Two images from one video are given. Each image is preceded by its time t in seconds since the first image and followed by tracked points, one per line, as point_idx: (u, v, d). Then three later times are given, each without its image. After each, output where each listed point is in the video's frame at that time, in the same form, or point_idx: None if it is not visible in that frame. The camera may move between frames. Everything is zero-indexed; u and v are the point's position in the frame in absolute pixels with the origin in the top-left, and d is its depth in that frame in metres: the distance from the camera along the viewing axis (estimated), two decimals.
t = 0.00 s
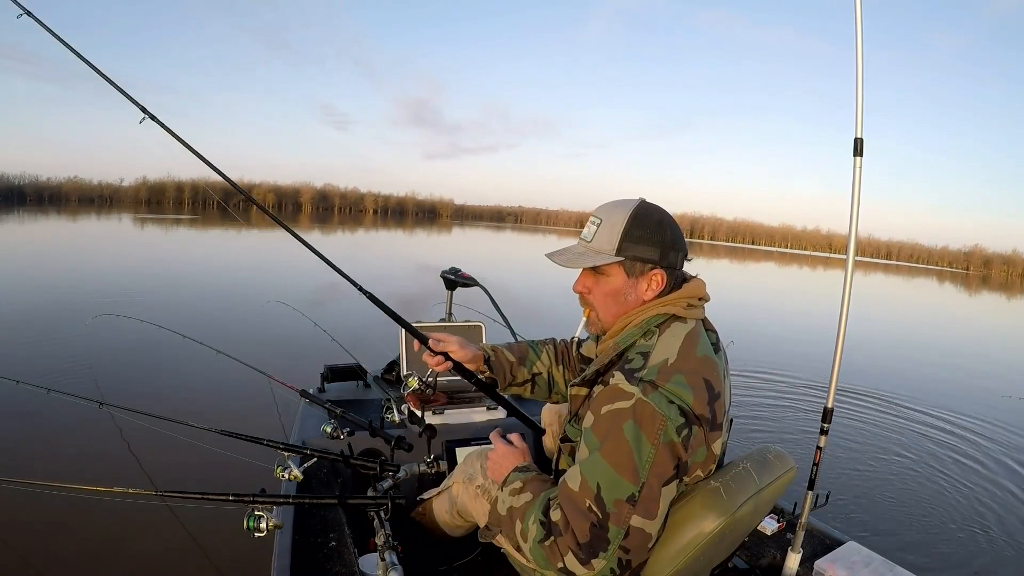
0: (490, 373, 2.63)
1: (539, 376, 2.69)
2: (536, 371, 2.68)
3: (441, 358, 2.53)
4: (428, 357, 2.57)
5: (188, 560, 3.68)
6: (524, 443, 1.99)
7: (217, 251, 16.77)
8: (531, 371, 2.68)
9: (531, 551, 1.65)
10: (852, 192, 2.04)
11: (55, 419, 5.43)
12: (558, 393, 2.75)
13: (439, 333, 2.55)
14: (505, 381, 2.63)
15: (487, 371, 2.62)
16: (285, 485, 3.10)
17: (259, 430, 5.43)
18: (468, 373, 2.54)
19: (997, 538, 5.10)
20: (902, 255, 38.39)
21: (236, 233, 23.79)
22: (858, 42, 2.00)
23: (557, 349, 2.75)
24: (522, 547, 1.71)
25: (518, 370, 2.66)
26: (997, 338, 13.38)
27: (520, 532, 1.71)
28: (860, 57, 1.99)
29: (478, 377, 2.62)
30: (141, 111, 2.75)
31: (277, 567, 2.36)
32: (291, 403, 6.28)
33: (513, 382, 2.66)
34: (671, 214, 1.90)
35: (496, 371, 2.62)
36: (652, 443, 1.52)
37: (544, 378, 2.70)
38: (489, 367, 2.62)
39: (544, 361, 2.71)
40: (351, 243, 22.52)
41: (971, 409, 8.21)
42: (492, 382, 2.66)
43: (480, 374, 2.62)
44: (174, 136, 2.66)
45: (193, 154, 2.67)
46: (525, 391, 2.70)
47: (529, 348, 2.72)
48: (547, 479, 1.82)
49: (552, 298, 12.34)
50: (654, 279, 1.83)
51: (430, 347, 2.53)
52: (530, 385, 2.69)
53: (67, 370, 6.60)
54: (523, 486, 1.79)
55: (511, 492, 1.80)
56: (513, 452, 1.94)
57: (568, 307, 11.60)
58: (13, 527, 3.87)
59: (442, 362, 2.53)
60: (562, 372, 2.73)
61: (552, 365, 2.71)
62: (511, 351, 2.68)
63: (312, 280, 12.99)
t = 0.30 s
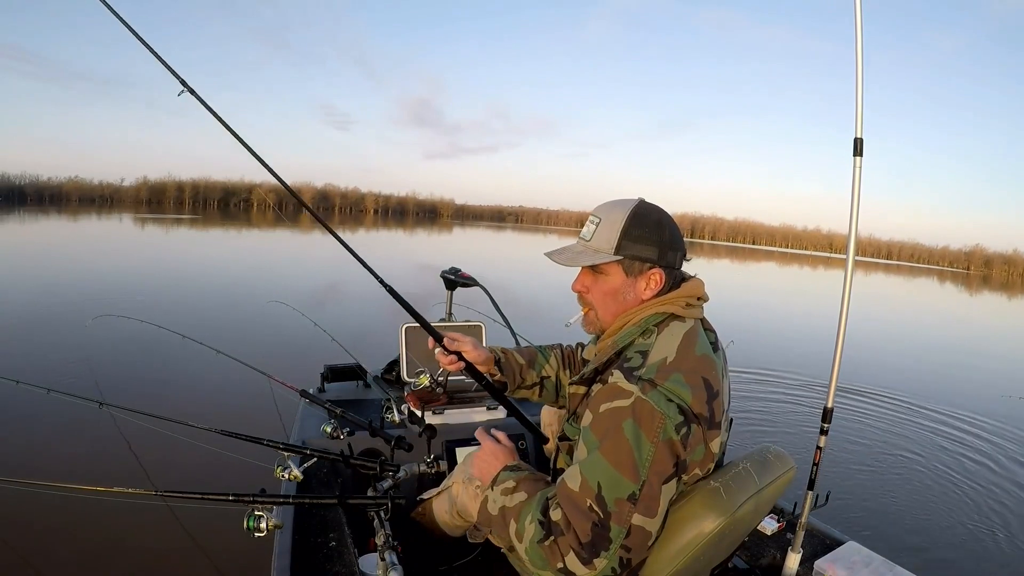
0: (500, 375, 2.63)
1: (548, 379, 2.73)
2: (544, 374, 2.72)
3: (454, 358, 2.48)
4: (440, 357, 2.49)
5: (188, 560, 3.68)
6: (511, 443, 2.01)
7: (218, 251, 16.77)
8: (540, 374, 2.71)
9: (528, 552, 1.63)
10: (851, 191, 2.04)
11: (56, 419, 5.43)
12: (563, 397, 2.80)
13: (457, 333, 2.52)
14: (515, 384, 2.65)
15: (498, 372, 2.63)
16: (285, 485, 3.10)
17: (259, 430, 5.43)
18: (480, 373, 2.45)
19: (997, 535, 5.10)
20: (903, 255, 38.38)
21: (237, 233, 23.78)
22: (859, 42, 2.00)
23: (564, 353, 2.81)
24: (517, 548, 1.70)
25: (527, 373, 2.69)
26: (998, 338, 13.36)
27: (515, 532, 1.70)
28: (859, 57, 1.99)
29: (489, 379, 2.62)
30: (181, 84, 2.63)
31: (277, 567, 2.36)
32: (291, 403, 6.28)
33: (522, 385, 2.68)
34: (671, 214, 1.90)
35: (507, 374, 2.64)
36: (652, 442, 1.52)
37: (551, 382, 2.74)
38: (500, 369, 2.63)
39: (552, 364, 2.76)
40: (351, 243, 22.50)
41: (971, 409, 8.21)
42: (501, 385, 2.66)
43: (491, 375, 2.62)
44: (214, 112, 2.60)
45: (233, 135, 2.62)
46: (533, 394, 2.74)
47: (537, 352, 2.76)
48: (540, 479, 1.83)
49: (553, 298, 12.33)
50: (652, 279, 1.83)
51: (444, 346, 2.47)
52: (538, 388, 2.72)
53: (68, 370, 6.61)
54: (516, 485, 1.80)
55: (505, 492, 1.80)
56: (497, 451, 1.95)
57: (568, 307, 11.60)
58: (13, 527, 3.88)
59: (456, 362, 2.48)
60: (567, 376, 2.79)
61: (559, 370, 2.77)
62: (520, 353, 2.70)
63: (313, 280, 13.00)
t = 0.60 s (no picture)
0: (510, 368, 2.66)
1: (556, 377, 2.73)
2: (552, 372, 2.72)
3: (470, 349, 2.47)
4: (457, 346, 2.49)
5: (189, 560, 3.69)
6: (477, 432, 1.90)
7: (219, 251, 16.78)
8: (549, 372, 2.72)
9: (516, 547, 1.59)
10: (851, 191, 2.04)
11: (56, 419, 5.43)
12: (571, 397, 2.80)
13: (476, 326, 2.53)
14: (521, 378, 2.67)
15: (507, 366, 2.66)
16: (285, 485, 3.10)
17: (259, 430, 5.44)
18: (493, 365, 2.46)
19: (997, 534, 5.09)
20: (904, 255, 38.38)
21: (238, 233, 23.82)
22: (858, 42, 1.99)
23: (575, 355, 2.81)
24: (501, 543, 1.66)
25: (536, 369, 2.69)
26: (999, 337, 13.36)
27: (500, 527, 1.65)
28: (859, 57, 1.98)
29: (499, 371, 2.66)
30: (237, 49, 2.84)
31: (276, 567, 2.36)
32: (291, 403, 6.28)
33: (529, 380, 2.69)
34: (669, 214, 1.90)
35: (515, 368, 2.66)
36: (648, 440, 1.51)
37: (560, 380, 2.74)
38: (509, 363, 2.66)
39: (562, 363, 2.76)
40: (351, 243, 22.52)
41: (972, 409, 8.19)
42: (510, 378, 2.71)
43: (500, 368, 2.66)
44: (261, 73, 2.78)
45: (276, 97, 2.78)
46: (540, 390, 2.73)
47: (549, 350, 2.77)
48: (521, 474, 1.78)
49: (552, 298, 12.32)
50: (650, 277, 1.83)
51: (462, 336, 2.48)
52: (546, 385, 2.72)
53: (69, 370, 6.61)
54: (500, 479, 1.73)
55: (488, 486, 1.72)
56: (470, 443, 1.82)
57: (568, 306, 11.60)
58: (14, 526, 3.88)
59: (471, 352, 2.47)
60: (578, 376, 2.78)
61: (569, 369, 2.76)
62: (531, 349, 2.72)
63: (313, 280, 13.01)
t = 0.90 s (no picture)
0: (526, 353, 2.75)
1: (567, 367, 2.86)
2: (565, 361, 2.85)
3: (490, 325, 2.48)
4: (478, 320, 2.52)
5: (189, 559, 3.69)
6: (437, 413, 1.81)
7: (219, 251, 16.77)
8: (562, 361, 2.84)
9: (500, 533, 1.55)
10: (851, 191, 2.04)
11: (56, 419, 5.43)
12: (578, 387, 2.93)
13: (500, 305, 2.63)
14: (537, 362, 2.77)
15: (525, 348, 2.74)
16: (285, 486, 3.10)
17: (259, 430, 5.44)
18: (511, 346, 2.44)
19: (998, 535, 5.08)
20: (904, 255, 38.43)
21: (238, 233, 23.80)
22: (858, 42, 1.99)
23: (589, 347, 2.95)
24: (479, 530, 1.60)
25: (551, 356, 2.81)
26: (999, 337, 13.38)
27: (481, 513, 1.59)
28: (859, 56, 1.98)
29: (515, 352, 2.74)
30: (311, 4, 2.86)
31: (276, 566, 2.36)
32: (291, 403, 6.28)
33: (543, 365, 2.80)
34: (672, 213, 1.90)
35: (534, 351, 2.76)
36: (643, 436, 1.50)
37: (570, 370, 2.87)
38: (528, 345, 2.74)
39: (575, 355, 2.89)
40: (352, 242, 22.53)
41: (972, 409, 8.18)
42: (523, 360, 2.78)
43: (519, 350, 2.73)
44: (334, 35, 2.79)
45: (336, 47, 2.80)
46: (551, 377, 2.85)
47: (565, 339, 2.88)
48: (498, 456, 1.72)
49: (553, 298, 12.31)
50: (652, 277, 1.83)
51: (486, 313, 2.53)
52: (557, 372, 2.84)
53: (68, 370, 6.61)
54: (481, 464, 1.65)
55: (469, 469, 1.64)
56: (441, 428, 1.72)
57: (568, 306, 11.59)
58: (14, 526, 3.88)
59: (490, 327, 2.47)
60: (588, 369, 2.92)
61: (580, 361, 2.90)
62: (550, 336, 2.82)
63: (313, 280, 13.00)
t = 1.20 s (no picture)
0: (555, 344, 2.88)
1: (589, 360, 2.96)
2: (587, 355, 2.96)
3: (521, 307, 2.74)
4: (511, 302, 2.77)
5: (189, 560, 3.69)
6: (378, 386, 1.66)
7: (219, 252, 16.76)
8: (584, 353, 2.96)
9: (466, 496, 1.43)
10: (851, 191, 2.04)
11: (55, 419, 5.43)
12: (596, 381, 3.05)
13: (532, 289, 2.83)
14: (560, 349, 2.88)
15: (552, 336, 2.89)
16: (285, 486, 3.10)
17: (259, 430, 5.44)
18: (538, 332, 2.75)
19: (997, 533, 5.08)
20: (905, 254, 38.46)
21: (239, 233, 23.81)
22: (859, 42, 1.99)
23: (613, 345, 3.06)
24: (438, 498, 1.45)
25: (575, 347, 2.92)
26: (999, 337, 13.39)
27: (442, 478, 1.46)
28: (859, 57, 1.98)
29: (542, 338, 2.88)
30: None
31: (276, 567, 2.36)
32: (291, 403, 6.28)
33: (565, 354, 2.91)
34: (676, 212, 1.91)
35: (559, 339, 2.89)
36: (632, 427, 1.49)
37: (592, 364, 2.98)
38: (555, 333, 2.88)
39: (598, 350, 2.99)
40: (352, 242, 22.56)
41: (973, 408, 8.17)
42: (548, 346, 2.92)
43: (546, 336, 2.88)
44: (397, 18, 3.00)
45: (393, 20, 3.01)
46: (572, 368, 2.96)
47: (591, 334, 2.99)
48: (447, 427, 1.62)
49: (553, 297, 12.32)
50: (655, 276, 1.83)
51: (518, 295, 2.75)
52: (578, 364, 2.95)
53: (68, 370, 6.60)
54: (440, 429, 1.54)
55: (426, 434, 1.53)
56: (388, 397, 1.60)
57: (568, 306, 11.60)
58: (14, 527, 3.88)
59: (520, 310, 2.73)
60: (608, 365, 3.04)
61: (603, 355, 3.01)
62: (577, 328, 2.94)
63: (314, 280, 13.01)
